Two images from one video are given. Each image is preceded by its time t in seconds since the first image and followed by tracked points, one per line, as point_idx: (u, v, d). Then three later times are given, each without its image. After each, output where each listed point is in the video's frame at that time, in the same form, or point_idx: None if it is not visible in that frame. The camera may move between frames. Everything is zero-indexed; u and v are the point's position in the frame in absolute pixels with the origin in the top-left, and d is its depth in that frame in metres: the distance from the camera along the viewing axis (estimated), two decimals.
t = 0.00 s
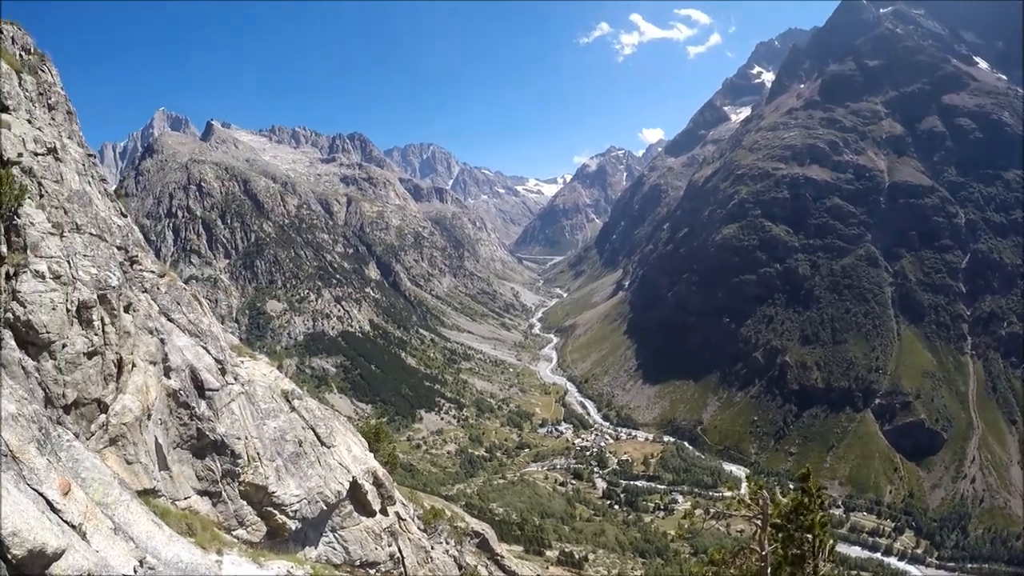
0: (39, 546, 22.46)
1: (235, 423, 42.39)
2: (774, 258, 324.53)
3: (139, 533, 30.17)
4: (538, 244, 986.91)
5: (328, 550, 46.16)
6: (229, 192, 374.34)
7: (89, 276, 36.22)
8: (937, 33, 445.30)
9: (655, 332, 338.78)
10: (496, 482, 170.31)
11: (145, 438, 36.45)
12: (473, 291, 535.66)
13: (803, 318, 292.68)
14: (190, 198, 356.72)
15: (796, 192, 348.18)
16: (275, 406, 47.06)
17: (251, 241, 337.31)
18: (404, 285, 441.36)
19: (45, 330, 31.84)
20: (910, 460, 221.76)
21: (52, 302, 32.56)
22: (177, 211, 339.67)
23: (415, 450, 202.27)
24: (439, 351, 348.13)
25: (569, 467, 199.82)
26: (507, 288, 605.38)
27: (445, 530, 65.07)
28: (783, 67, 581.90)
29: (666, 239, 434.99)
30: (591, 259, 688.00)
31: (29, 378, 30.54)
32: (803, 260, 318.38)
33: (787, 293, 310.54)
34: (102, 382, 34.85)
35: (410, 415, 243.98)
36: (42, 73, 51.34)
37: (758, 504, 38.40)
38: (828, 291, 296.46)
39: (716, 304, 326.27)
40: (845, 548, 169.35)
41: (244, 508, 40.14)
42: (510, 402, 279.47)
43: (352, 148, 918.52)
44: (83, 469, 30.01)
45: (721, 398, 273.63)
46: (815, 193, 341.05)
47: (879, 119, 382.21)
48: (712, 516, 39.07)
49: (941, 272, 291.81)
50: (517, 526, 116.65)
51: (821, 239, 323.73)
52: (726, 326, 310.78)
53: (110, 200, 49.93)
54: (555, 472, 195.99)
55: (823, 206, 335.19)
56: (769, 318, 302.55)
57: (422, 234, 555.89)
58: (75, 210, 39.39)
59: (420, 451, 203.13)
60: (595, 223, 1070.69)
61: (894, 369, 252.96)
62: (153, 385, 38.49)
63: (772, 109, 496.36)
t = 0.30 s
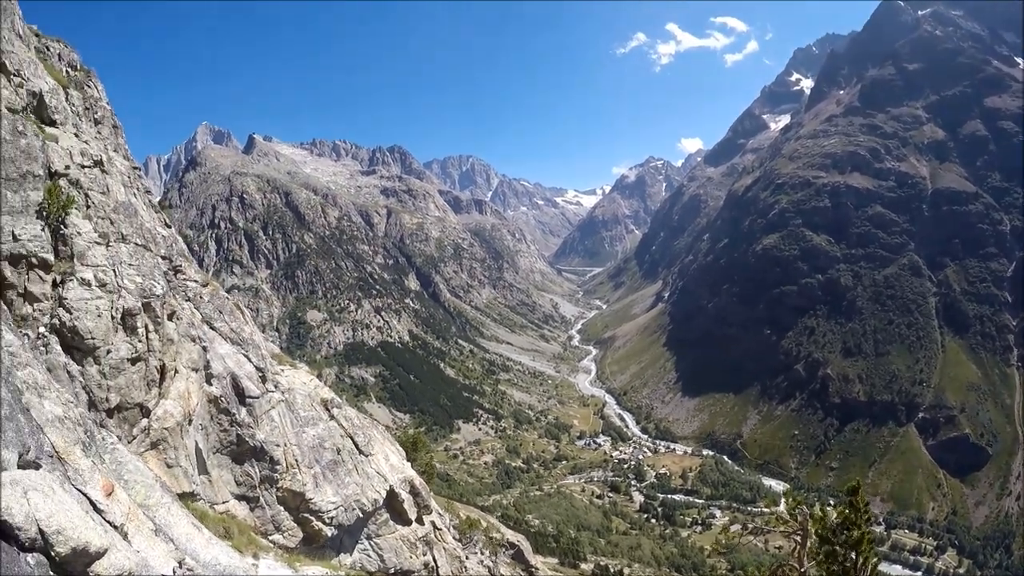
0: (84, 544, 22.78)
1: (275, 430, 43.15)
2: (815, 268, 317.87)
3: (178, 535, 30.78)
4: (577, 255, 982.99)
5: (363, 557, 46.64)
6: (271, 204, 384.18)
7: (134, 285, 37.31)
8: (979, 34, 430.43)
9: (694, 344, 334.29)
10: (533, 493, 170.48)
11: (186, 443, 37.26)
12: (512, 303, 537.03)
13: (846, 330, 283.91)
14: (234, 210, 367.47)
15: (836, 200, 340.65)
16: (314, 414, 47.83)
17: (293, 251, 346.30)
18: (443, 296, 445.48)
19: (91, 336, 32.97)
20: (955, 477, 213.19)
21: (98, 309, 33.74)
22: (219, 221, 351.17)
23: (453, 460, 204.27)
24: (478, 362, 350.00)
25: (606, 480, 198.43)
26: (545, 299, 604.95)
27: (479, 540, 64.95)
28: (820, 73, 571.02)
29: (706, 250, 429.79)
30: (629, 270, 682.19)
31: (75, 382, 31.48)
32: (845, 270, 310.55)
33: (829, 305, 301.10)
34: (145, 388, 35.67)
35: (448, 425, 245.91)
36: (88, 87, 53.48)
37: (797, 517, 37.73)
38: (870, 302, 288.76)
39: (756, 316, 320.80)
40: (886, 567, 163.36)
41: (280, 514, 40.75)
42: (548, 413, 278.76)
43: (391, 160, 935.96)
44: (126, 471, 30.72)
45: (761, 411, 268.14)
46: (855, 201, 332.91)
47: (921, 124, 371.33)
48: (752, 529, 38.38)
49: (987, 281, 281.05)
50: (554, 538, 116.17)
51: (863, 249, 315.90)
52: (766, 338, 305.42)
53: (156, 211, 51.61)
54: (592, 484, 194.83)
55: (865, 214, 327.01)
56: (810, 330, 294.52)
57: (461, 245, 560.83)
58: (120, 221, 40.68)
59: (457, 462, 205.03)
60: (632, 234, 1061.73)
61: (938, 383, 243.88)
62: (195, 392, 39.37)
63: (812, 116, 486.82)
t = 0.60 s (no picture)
0: (109, 546, 22.88)
1: (298, 440, 43.41)
2: (842, 284, 312.87)
3: (201, 541, 31.01)
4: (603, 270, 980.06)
5: (382, 567, 47.29)
6: (298, 216, 396.84)
7: (163, 293, 37.84)
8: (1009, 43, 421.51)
9: (720, 360, 330.89)
10: (555, 509, 169.69)
11: (210, 450, 37.60)
12: (538, 317, 536.33)
13: (874, 347, 279.73)
14: (262, 221, 380.84)
15: (864, 215, 335.70)
16: (338, 425, 48.28)
17: (320, 263, 353.95)
18: (469, 310, 447.85)
19: (120, 342, 33.50)
20: (984, 498, 206.86)
21: (128, 316, 34.39)
22: (247, 232, 362.20)
23: (475, 474, 205.24)
24: (503, 376, 350.27)
25: (630, 497, 196.68)
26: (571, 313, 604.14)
27: (499, 554, 64.81)
28: (847, 87, 564.57)
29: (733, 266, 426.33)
30: (654, 284, 678.04)
31: (102, 387, 32.01)
32: (873, 286, 304.83)
33: (857, 320, 297.49)
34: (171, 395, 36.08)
35: (471, 438, 247.05)
36: (121, 99, 54.86)
37: (822, 537, 37.18)
38: (899, 319, 283.25)
39: (783, 332, 318.38)
40: None
41: (302, 523, 40.88)
42: (572, 429, 277.85)
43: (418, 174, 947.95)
44: (152, 477, 30.97)
45: (788, 429, 263.30)
46: (883, 216, 327.62)
47: (950, 136, 364.58)
48: (777, 549, 37.72)
49: (1020, 297, 273.68)
50: (574, 555, 115.59)
51: (892, 264, 310.16)
52: (794, 355, 301.71)
53: (185, 222, 52.57)
54: (615, 501, 193.17)
55: (894, 229, 321.13)
56: (838, 346, 290.85)
57: (487, 259, 563.82)
58: (151, 230, 41.45)
59: (479, 476, 205.95)
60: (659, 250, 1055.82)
61: (968, 402, 236.94)
62: (220, 400, 39.78)
63: (840, 130, 480.88)
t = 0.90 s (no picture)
0: (131, 549, 22.73)
1: (319, 449, 43.61)
2: (868, 299, 306.23)
3: (221, 546, 31.13)
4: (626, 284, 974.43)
5: None
6: (323, 227, 407.86)
7: (188, 300, 38.15)
8: None
9: (743, 377, 325.20)
10: (573, 524, 168.50)
11: (231, 456, 37.82)
12: (560, 330, 535.99)
13: (900, 364, 273.47)
14: (286, 231, 392.92)
15: (890, 229, 330.62)
16: (359, 435, 49.02)
17: (343, 274, 362.29)
18: (492, 323, 449.13)
19: (144, 347, 33.73)
20: (1009, 518, 201.47)
21: (153, 322, 34.65)
22: (272, 243, 378.42)
23: (494, 487, 206.93)
24: (524, 390, 349.61)
25: (649, 514, 194.34)
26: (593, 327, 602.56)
27: (517, 568, 64.80)
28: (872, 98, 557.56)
29: (757, 280, 422.19)
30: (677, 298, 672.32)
31: (126, 391, 32.28)
32: (899, 301, 298.39)
33: (882, 337, 291.19)
34: (194, 400, 36.37)
35: (492, 452, 248.59)
36: (149, 109, 55.72)
37: (843, 556, 36.22)
38: (925, 335, 277.77)
39: (805, 348, 310.77)
40: None
41: (319, 530, 41.19)
42: (593, 444, 276.33)
43: (443, 186, 955.99)
44: (174, 481, 31.11)
45: (811, 447, 256.39)
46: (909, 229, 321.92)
47: (976, 148, 358.13)
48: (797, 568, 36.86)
49: None
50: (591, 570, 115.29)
51: (918, 278, 304.10)
52: (817, 371, 294.82)
53: (211, 231, 53.20)
54: (635, 518, 191.70)
55: (919, 242, 315.66)
56: (862, 363, 285.02)
57: (510, 272, 565.52)
58: (178, 239, 41.99)
59: (498, 489, 207.33)
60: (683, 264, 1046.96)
61: (996, 420, 229.88)
62: (243, 407, 40.06)
63: (864, 143, 475.90)
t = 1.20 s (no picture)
0: (159, 563, 22.97)
1: (345, 470, 44.42)
2: (899, 321, 299.36)
3: (246, 565, 31.31)
4: (655, 308, 964.99)
5: None
6: (352, 250, 415.07)
7: (218, 319, 38.81)
8: None
9: (773, 402, 320.44)
10: (598, 549, 166.05)
11: (257, 474, 38.20)
12: (588, 355, 532.36)
13: (932, 387, 263.53)
14: (316, 253, 400.76)
15: (920, 249, 325.23)
16: (385, 457, 49.85)
17: (371, 296, 369.02)
18: (519, 347, 449.91)
19: (173, 365, 34.32)
20: None
21: (182, 340, 35.24)
22: (302, 264, 385.49)
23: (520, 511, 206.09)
24: (551, 415, 348.61)
25: (677, 540, 189.85)
26: (621, 352, 598.85)
27: None
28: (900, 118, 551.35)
29: (785, 303, 417.24)
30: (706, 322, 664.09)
31: (156, 408, 32.73)
32: (930, 322, 290.48)
33: (914, 359, 284.12)
34: (222, 418, 36.83)
35: (518, 476, 247.00)
36: (182, 131, 57.29)
37: None
38: (959, 357, 268.03)
39: (836, 372, 306.47)
40: None
41: (344, 551, 41.72)
42: (621, 469, 273.56)
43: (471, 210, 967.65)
44: (202, 497, 31.31)
45: (842, 472, 249.44)
46: (939, 249, 315.92)
47: (1008, 164, 350.57)
48: None
49: None
50: None
51: (949, 299, 296.53)
52: (847, 395, 288.95)
53: (242, 252, 54.16)
54: (662, 544, 186.60)
55: (950, 262, 309.09)
56: (894, 387, 277.01)
57: (537, 295, 567.14)
58: (209, 259, 42.88)
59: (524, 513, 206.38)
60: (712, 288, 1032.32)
61: None
62: (270, 426, 40.48)
63: (893, 162, 469.18)
